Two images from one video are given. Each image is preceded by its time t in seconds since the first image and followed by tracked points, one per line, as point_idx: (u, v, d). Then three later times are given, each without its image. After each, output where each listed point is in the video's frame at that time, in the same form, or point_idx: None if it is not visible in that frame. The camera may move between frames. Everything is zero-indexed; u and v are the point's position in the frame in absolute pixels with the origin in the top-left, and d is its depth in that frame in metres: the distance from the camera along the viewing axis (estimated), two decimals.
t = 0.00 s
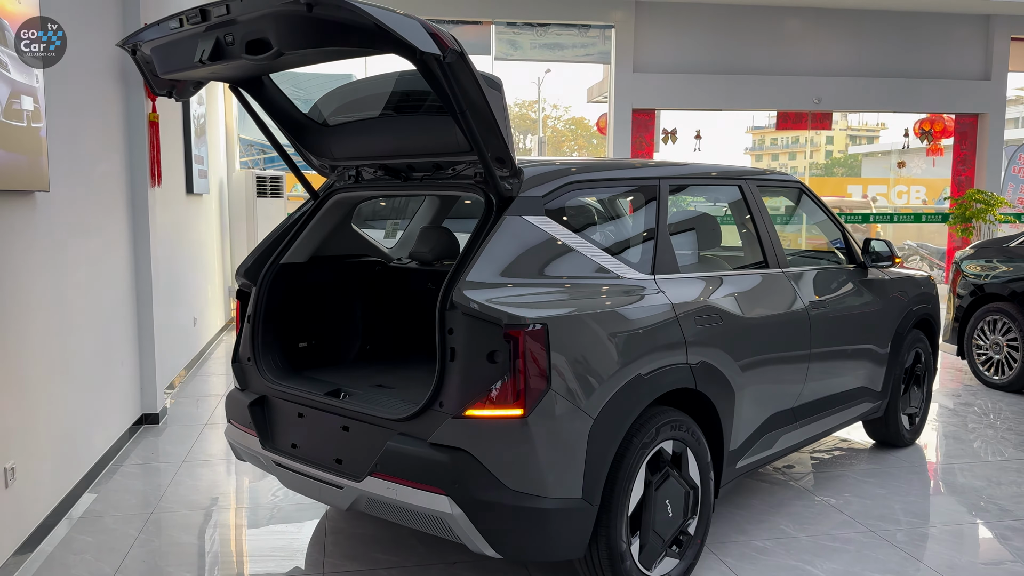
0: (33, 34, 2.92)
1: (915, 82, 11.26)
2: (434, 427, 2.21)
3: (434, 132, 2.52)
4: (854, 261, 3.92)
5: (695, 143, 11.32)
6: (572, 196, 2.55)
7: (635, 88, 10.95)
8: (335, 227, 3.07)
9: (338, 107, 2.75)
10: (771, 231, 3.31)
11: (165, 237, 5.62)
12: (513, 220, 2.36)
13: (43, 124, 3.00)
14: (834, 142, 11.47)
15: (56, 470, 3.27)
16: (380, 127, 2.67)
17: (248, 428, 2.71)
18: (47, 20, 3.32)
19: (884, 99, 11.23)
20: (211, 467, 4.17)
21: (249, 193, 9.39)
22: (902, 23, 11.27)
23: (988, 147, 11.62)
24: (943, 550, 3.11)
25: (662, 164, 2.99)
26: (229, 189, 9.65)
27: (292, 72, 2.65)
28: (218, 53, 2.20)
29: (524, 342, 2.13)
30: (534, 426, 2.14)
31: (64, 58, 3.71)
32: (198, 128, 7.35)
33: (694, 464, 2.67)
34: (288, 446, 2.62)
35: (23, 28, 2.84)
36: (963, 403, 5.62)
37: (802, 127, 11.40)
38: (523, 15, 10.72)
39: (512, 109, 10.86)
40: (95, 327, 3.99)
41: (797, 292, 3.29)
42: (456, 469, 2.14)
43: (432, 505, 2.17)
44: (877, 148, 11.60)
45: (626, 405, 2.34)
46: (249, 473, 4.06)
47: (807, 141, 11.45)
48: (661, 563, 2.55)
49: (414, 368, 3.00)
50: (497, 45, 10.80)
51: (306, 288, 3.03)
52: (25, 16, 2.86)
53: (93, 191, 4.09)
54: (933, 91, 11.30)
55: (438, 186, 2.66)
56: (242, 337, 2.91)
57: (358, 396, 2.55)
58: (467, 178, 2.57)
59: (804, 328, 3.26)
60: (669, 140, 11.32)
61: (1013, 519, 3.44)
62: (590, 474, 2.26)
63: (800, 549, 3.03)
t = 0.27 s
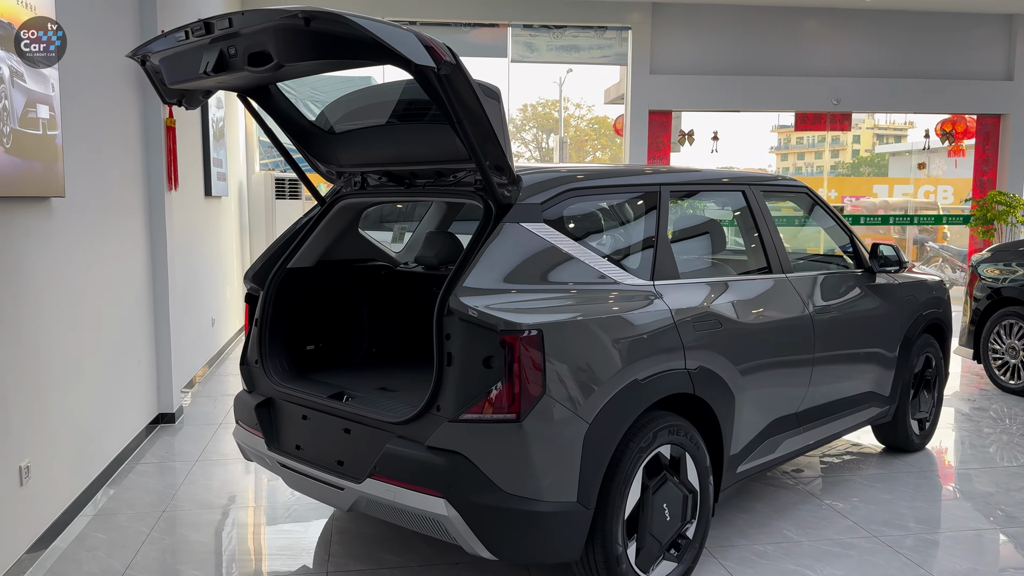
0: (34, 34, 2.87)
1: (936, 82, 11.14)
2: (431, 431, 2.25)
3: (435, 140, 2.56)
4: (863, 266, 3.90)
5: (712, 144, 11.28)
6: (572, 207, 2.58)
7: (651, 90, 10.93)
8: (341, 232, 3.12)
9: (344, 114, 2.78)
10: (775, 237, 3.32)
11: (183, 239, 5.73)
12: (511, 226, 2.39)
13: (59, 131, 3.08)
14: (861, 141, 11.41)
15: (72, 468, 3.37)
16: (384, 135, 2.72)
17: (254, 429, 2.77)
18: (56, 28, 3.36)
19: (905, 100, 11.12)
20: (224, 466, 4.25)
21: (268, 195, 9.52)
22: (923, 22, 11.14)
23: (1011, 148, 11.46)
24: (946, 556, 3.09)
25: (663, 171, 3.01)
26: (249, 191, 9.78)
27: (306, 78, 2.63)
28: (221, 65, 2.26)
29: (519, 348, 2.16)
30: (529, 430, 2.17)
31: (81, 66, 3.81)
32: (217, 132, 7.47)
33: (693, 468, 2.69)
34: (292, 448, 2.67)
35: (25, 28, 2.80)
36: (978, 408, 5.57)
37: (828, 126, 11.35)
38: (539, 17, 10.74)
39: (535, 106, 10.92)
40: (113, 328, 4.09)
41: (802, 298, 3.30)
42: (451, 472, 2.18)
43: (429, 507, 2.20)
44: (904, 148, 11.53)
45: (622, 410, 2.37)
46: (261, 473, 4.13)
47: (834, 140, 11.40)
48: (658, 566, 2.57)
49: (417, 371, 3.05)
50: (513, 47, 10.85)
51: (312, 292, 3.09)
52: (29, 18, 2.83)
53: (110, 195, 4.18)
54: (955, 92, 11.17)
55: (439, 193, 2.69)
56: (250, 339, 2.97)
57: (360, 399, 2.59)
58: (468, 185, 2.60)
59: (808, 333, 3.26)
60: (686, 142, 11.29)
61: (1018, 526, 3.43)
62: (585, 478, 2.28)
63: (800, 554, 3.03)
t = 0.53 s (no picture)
0: (34, 34, 2.87)
1: (954, 82, 11.01)
2: (424, 433, 2.29)
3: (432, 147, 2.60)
4: (866, 270, 3.91)
5: (727, 145, 11.22)
6: (569, 214, 2.62)
7: (665, 91, 10.91)
8: (343, 237, 3.17)
9: (343, 122, 2.83)
10: (774, 242, 3.33)
11: (196, 242, 5.83)
12: (506, 232, 2.43)
13: (70, 138, 3.17)
14: (886, 140, 11.29)
15: (82, 466, 3.45)
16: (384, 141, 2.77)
17: (255, 430, 2.83)
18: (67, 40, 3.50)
19: (922, 100, 11.01)
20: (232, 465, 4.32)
21: (284, 197, 9.62)
22: (941, 22, 11.02)
23: None
24: (944, 561, 3.08)
25: (661, 176, 3.03)
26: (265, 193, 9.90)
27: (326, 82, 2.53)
28: (220, 76, 2.32)
29: (510, 352, 2.20)
30: (519, 433, 2.21)
31: (94, 73, 3.90)
32: (232, 135, 7.58)
33: (687, 472, 2.71)
34: (292, 448, 2.73)
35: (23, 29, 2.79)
36: (989, 413, 5.52)
37: (853, 126, 11.24)
38: (553, 19, 10.76)
39: (557, 105, 11.04)
40: (125, 329, 4.18)
41: (802, 302, 3.30)
42: (443, 474, 2.22)
43: (421, 508, 2.25)
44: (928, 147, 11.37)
45: (613, 414, 2.40)
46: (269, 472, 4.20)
47: (858, 139, 11.30)
48: (651, 568, 2.59)
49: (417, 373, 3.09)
50: (528, 49, 10.88)
51: (315, 295, 3.14)
52: (28, 19, 2.82)
53: (122, 198, 4.26)
54: (974, 92, 11.04)
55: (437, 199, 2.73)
56: (254, 342, 3.03)
57: (358, 401, 2.64)
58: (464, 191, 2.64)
59: (808, 337, 3.27)
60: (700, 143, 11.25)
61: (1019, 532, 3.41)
62: (576, 481, 2.31)
63: (797, 558, 3.04)
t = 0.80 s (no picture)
0: (35, 35, 2.89)
1: (974, 81, 10.86)
2: (416, 434, 2.32)
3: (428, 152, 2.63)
4: (871, 273, 3.89)
5: (743, 145, 11.14)
6: (573, 217, 2.65)
7: (680, 91, 10.86)
8: (345, 240, 3.21)
9: (342, 127, 2.90)
10: (774, 245, 3.33)
11: (209, 243, 5.92)
12: (499, 236, 2.45)
13: (79, 142, 3.25)
14: (912, 139, 11.16)
15: (92, 464, 3.53)
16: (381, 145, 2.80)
17: (256, 429, 2.88)
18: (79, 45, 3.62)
19: (942, 100, 10.87)
20: (240, 463, 4.38)
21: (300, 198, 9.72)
22: (961, 21, 10.89)
23: None
24: (943, 566, 3.04)
25: (658, 179, 3.04)
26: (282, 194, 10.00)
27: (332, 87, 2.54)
28: (215, 87, 2.38)
29: (500, 354, 2.22)
30: (508, 434, 2.24)
31: (106, 78, 3.99)
32: (248, 138, 7.67)
33: (681, 474, 2.72)
34: (291, 448, 2.77)
35: (23, 29, 2.82)
36: (1004, 418, 5.45)
37: (878, 125, 11.15)
38: (568, 20, 10.77)
39: (580, 104, 11.11)
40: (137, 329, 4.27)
41: (802, 305, 3.29)
42: (433, 474, 2.25)
43: (413, 508, 2.28)
44: (956, 146, 11.18)
45: (604, 417, 2.41)
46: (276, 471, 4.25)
47: (885, 138, 11.16)
48: (643, 569, 2.61)
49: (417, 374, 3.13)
50: (542, 50, 10.91)
51: (317, 297, 3.18)
52: (28, 21, 2.84)
53: (134, 200, 4.34)
54: (995, 91, 10.88)
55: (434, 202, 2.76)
56: (256, 342, 3.08)
57: (355, 402, 2.68)
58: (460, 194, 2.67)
59: (808, 340, 3.26)
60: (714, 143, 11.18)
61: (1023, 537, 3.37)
62: (566, 482, 2.34)
63: (794, 560, 3.03)
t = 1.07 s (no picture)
0: (36, 36, 2.96)
1: (996, 81, 10.67)
2: (401, 435, 2.34)
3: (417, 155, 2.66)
4: (874, 275, 3.86)
5: (759, 146, 11.01)
6: (574, 220, 2.70)
7: (696, 91, 10.76)
8: (341, 241, 3.24)
9: (330, 133, 2.93)
10: (771, 248, 3.32)
11: (220, 243, 6.00)
12: (486, 239, 2.47)
13: (83, 146, 3.32)
14: (942, 138, 10.99)
15: (96, 461, 3.59)
16: (372, 149, 2.83)
17: (251, 429, 2.92)
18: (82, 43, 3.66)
19: (963, 99, 10.69)
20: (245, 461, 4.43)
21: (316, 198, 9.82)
22: (983, 19, 10.70)
23: None
24: (940, 572, 3.00)
25: (651, 182, 3.04)
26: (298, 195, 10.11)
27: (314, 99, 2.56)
28: (201, 107, 2.45)
29: (482, 357, 2.23)
30: (490, 436, 2.25)
31: (113, 82, 4.06)
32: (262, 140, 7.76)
33: (670, 476, 2.71)
34: (284, 447, 2.81)
35: (22, 29, 2.87)
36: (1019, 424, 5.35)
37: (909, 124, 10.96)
38: (582, 21, 10.75)
39: (604, 103, 11.20)
40: (144, 328, 4.34)
41: (800, 308, 3.27)
42: (416, 474, 2.27)
43: (398, 509, 2.30)
44: (988, 145, 11.02)
45: (590, 419, 2.42)
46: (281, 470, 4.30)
47: (914, 136, 10.98)
48: (631, 571, 2.61)
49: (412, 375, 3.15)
50: (556, 51, 10.91)
51: (313, 298, 3.22)
52: (30, 22, 2.91)
53: (141, 201, 4.40)
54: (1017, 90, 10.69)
55: (425, 205, 2.78)
56: (253, 343, 3.12)
57: (346, 402, 2.71)
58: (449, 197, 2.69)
59: (805, 343, 3.23)
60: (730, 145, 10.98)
61: None
62: (550, 484, 2.35)
63: (788, 565, 3.01)
